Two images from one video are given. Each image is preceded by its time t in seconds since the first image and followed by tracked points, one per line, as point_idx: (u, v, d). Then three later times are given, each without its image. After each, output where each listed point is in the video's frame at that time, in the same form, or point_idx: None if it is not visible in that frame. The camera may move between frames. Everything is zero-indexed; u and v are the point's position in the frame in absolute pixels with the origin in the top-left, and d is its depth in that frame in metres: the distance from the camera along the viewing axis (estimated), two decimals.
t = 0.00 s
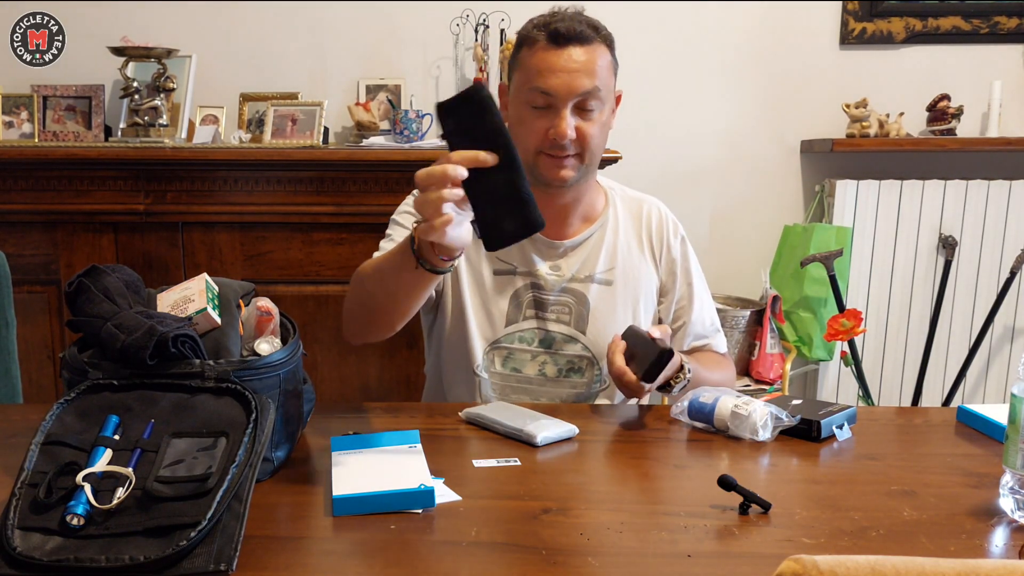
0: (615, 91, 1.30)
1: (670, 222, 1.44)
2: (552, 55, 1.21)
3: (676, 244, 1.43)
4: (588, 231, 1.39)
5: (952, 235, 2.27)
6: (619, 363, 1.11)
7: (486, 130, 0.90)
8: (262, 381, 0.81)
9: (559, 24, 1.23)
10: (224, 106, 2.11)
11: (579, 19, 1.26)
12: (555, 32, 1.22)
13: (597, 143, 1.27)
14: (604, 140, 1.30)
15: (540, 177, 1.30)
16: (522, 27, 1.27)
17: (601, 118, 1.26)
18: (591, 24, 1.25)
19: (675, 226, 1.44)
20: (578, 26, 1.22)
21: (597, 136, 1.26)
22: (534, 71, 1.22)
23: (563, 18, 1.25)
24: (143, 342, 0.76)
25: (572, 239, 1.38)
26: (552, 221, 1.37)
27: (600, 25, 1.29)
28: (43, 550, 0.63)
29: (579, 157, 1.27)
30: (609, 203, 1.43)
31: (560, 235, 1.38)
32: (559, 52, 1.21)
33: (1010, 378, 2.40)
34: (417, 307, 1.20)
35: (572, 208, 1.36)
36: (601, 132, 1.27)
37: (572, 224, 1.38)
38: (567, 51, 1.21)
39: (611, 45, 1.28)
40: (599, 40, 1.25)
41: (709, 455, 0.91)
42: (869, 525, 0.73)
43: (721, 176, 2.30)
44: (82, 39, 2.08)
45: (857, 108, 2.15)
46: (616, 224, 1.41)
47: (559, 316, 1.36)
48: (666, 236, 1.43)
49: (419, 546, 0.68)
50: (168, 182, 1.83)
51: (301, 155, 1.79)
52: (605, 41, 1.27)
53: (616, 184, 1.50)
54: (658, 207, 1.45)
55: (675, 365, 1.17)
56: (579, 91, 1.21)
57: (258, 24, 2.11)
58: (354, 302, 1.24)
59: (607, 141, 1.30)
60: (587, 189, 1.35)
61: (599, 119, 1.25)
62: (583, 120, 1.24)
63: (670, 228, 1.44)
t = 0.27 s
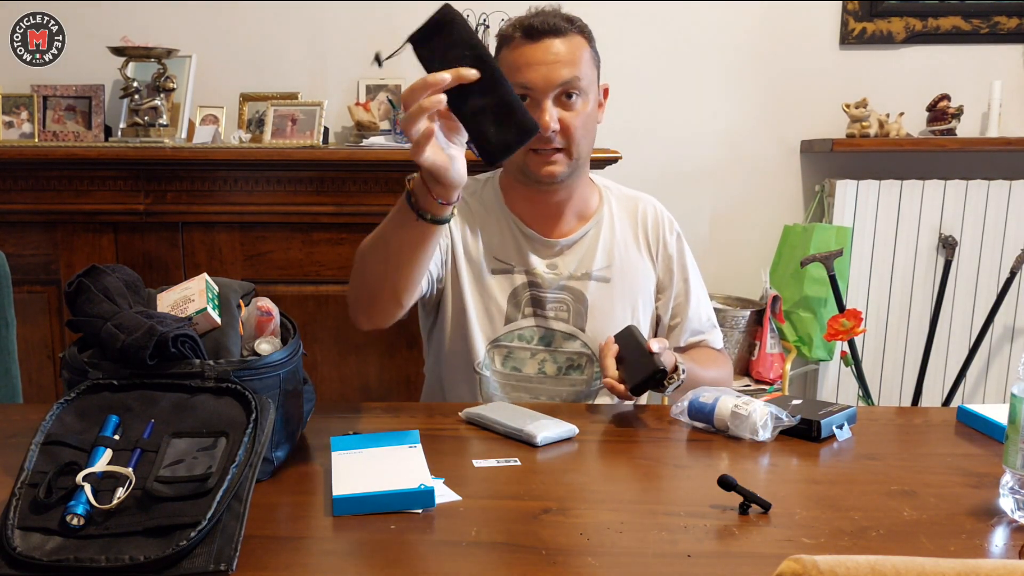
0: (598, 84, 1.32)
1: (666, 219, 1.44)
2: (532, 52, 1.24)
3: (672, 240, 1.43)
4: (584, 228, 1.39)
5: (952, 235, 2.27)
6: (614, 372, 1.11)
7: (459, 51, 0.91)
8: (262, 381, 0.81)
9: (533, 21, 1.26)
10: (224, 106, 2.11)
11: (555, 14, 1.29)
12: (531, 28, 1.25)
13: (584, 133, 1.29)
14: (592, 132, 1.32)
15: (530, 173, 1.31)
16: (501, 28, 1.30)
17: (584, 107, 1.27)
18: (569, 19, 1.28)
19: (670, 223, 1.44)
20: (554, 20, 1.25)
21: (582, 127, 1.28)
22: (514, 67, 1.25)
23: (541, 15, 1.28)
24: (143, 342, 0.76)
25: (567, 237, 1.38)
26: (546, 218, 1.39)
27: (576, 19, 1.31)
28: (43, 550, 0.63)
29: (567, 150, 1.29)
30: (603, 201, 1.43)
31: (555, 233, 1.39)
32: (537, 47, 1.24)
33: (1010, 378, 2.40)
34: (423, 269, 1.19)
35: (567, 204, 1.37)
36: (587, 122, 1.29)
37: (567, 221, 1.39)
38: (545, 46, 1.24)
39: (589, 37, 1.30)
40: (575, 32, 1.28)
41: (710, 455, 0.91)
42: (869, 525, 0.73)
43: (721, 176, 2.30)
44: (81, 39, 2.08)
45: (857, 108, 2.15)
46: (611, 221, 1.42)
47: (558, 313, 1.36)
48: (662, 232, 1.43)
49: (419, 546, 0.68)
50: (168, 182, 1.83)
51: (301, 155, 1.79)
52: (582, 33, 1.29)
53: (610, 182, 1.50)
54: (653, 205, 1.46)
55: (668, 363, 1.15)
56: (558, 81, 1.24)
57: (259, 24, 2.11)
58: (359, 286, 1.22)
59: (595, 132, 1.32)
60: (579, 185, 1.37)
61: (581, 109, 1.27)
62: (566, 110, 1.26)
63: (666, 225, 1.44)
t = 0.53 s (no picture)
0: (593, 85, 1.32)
1: (662, 217, 1.44)
2: (525, 52, 1.24)
3: (668, 238, 1.43)
4: (581, 227, 1.39)
5: (952, 235, 2.27)
6: (609, 372, 1.11)
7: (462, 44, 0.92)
8: (262, 381, 0.81)
9: (526, 22, 1.26)
10: (224, 106, 2.11)
11: (547, 15, 1.29)
12: (524, 29, 1.25)
13: (579, 133, 1.29)
14: (588, 133, 1.32)
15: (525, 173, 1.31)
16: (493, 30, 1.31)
17: (578, 108, 1.28)
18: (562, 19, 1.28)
19: (665, 220, 1.44)
20: (546, 21, 1.25)
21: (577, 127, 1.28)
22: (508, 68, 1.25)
23: (533, 16, 1.28)
24: (143, 342, 0.76)
25: (564, 236, 1.38)
26: (543, 217, 1.39)
27: (569, 19, 1.31)
28: (43, 550, 0.63)
29: (563, 150, 1.29)
30: (600, 200, 1.43)
31: (552, 232, 1.39)
32: (531, 47, 1.24)
33: (1010, 378, 2.40)
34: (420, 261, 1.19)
35: (564, 203, 1.37)
36: (583, 123, 1.29)
37: (564, 220, 1.39)
38: (538, 46, 1.24)
39: (582, 38, 1.30)
40: (569, 33, 1.28)
41: (710, 455, 0.91)
42: (869, 525, 0.73)
43: (721, 177, 2.30)
44: (81, 38, 2.08)
45: (858, 108, 2.15)
46: (608, 220, 1.42)
47: (557, 312, 1.36)
48: (658, 229, 1.43)
49: (419, 547, 0.68)
50: (168, 182, 1.83)
51: (301, 155, 1.79)
52: (576, 33, 1.29)
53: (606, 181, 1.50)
54: (649, 203, 1.46)
55: (663, 363, 1.15)
56: (552, 83, 1.25)
57: (259, 25, 2.11)
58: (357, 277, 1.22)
59: (590, 133, 1.32)
60: (575, 185, 1.37)
61: (576, 109, 1.28)
62: (560, 111, 1.26)
63: (662, 223, 1.44)
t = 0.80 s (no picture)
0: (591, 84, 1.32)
1: (661, 216, 1.44)
2: (522, 51, 1.24)
3: (667, 237, 1.43)
4: (581, 227, 1.39)
5: (952, 235, 2.27)
6: (608, 371, 1.11)
7: (465, 108, 0.83)
8: (262, 381, 0.81)
9: (522, 22, 1.26)
10: (224, 106, 2.12)
11: (543, 14, 1.29)
12: (519, 28, 1.25)
13: (577, 132, 1.29)
14: (586, 132, 1.32)
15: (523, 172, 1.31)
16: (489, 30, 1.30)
17: (575, 107, 1.28)
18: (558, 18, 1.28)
19: (665, 220, 1.44)
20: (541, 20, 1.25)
21: (575, 126, 1.28)
22: (504, 68, 1.24)
23: (528, 16, 1.28)
24: (143, 342, 0.76)
25: (564, 236, 1.38)
26: (543, 216, 1.39)
27: (565, 18, 1.31)
28: (44, 550, 0.63)
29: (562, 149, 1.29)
30: (599, 200, 1.43)
31: (552, 231, 1.39)
32: (527, 46, 1.24)
33: (1010, 378, 2.40)
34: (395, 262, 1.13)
35: (563, 202, 1.38)
36: (580, 122, 1.29)
37: (563, 219, 1.40)
38: (535, 45, 1.24)
39: (579, 36, 1.30)
40: (565, 31, 1.28)
41: (710, 455, 0.91)
42: (869, 525, 0.73)
43: (721, 177, 2.30)
44: (81, 38, 2.08)
45: (858, 108, 2.15)
46: (607, 219, 1.42)
47: (558, 311, 1.36)
48: (657, 229, 1.43)
49: (419, 547, 0.68)
50: (168, 182, 1.83)
51: (301, 155, 1.79)
52: (572, 32, 1.29)
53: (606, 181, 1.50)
54: (648, 202, 1.46)
55: (662, 363, 1.15)
56: (549, 82, 1.24)
57: (259, 24, 2.11)
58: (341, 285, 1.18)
59: (588, 132, 1.32)
60: (574, 184, 1.37)
61: (573, 108, 1.28)
62: (558, 109, 1.26)
63: (661, 222, 1.44)
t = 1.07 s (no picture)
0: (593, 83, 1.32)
1: (662, 217, 1.44)
2: (524, 50, 1.25)
3: (668, 238, 1.43)
4: (581, 227, 1.39)
5: (952, 235, 2.27)
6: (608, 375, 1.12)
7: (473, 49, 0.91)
8: (262, 381, 0.81)
9: (524, 19, 1.26)
10: (224, 106, 2.12)
11: (546, 13, 1.29)
12: (523, 26, 1.25)
13: (580, 129, 1.27)
14: (587, 131, 1.31)
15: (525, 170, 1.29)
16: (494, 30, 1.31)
17: (579, 103, 1.26)
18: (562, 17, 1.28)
19: (666, 220, 1.44)
20: (544, 18, 1.26)
21: (578, 123, 1.26)
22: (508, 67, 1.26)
23: (532, 14, 1.28)
24: (143, 342, 0.76)
25: (564, 236, 1.38)
26: (543, 217, 1.39)
27: (568, 16, 1.30)
28: (44, 550, 0.63)
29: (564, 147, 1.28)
30: (600, 201, 1.43)
31: (552, 232, 1.39)
32: (530, 44, 1.25)
33: (1011, 378, 2.40)
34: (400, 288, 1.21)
35: (564, 202, 1.38)
36: (582, 120, 1.27)
37: (564, 219, 1.40)
38: (538, 43, 1.24)
39: (581, 34, 1.29)
40: (567, 29, 1.27)
41: (710, 455, 0.91)
42: (869, 525, 0.73)
43: (721, 177, 2.30)
44: (81, 38, 2.08)
45: (858, 108, 2.15)
46: (608, 219, 1.42)
47: (558, 312, 1.36)
48: (657, 230, 1.43)
49: (419, 546, 0.68)
50: (168, 182, 1.83)
51: (301, 155, 1.79)
52: (574, 29, 1.29)
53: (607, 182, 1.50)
54: (649, 203, 1.46)
55: (662, 366, 1.15)
56: (551, 79, 1.25)
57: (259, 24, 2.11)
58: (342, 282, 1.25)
59: (590, 131, 1.31)
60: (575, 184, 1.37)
61: (575, 105, 1.26)
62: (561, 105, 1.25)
63: (662, 223, 1.44)
